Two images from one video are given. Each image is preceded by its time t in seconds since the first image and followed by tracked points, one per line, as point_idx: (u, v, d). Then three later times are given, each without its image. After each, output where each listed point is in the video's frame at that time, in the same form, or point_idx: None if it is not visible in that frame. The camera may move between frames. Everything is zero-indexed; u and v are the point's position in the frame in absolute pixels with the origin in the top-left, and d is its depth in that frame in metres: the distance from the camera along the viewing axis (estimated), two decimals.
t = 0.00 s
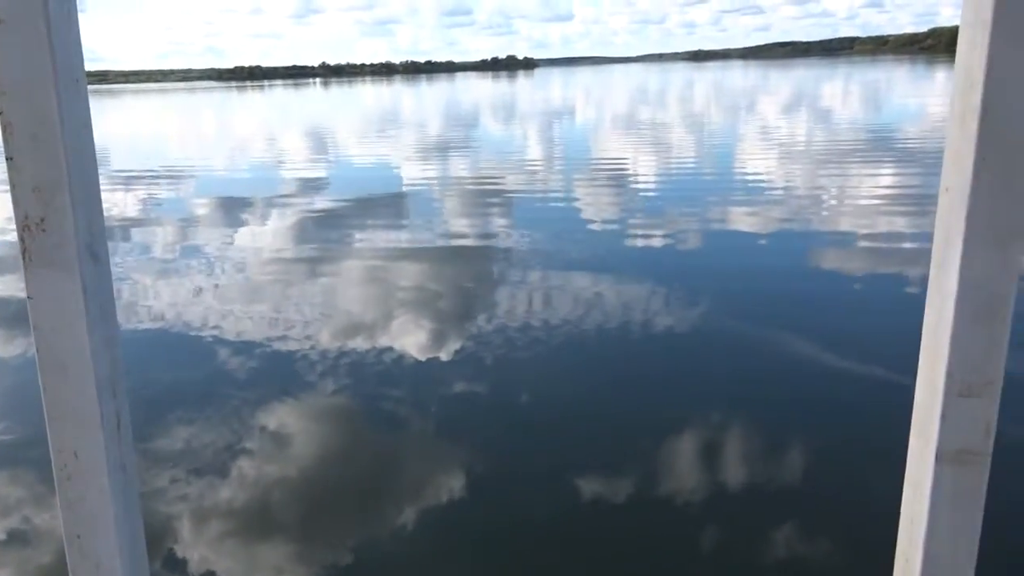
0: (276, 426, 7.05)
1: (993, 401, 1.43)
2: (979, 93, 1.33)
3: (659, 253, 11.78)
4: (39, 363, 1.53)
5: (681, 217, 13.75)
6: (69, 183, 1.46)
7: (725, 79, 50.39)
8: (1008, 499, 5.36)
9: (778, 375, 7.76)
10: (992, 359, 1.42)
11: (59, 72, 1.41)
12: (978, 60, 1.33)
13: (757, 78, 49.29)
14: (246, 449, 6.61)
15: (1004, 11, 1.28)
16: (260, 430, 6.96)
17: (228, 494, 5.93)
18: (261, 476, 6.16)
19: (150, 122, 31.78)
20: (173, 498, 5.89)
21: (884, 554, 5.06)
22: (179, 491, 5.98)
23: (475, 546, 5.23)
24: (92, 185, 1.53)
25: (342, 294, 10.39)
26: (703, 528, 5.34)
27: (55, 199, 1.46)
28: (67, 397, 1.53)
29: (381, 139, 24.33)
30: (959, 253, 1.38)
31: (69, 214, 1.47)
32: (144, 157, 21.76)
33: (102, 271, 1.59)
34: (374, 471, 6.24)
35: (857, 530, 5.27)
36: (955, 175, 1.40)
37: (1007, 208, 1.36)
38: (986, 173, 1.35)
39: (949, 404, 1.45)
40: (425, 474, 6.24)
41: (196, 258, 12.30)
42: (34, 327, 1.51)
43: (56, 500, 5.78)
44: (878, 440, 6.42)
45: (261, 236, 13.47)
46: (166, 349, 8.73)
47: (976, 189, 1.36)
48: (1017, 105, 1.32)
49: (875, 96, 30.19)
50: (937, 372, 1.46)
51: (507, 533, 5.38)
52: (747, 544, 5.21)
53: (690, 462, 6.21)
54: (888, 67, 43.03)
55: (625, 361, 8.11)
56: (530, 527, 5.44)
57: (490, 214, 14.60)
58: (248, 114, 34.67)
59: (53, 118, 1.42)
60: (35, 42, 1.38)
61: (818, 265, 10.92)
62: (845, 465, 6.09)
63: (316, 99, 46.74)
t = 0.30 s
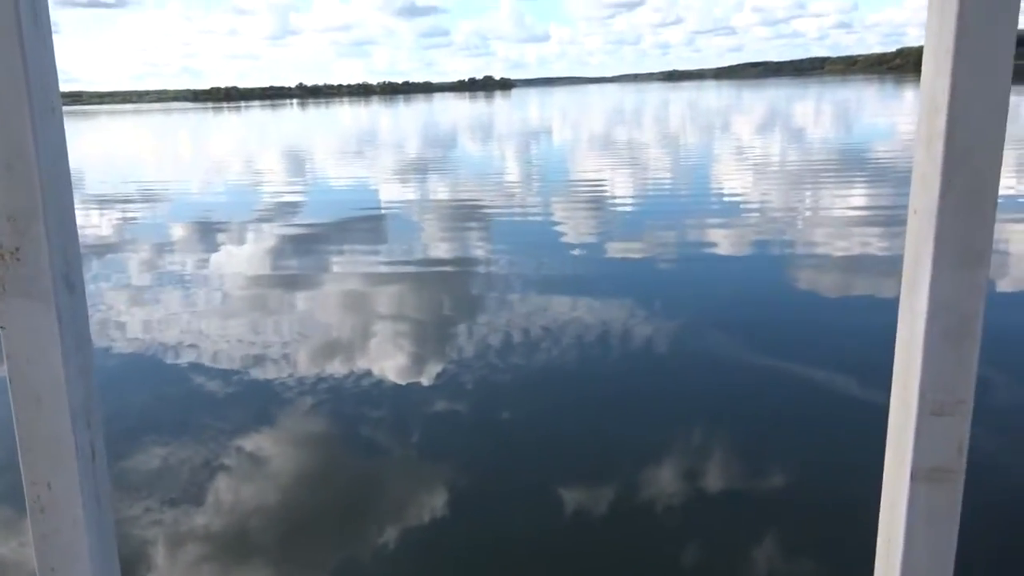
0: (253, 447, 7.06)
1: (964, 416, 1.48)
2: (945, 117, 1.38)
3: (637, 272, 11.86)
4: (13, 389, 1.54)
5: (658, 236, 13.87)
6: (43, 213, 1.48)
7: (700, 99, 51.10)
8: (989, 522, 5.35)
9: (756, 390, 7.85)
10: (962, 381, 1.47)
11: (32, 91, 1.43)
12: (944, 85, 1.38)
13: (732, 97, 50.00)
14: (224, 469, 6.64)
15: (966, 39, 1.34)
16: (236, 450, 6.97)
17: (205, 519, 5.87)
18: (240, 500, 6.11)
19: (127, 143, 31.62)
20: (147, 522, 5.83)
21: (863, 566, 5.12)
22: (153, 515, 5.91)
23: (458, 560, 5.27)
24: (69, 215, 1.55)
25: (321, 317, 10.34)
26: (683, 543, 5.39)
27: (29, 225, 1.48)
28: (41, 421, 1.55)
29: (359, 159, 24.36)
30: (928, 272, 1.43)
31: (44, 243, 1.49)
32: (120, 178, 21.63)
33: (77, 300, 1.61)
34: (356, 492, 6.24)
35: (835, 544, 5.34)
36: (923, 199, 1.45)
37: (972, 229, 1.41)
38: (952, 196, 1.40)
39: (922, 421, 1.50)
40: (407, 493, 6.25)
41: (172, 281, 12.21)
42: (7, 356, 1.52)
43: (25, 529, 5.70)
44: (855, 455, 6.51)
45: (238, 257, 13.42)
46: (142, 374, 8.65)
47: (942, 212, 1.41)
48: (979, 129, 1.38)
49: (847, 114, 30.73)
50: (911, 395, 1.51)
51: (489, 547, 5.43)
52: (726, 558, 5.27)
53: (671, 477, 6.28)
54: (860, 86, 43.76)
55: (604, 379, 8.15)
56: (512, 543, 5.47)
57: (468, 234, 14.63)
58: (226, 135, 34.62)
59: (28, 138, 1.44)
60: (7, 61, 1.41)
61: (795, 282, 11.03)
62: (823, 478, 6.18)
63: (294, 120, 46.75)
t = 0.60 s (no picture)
0: (245, 494, 6.87)
1: (957, 462, 1.66)
2: (933, 166, 1.58)
3: (632, 314, 11.90)
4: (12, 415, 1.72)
5: (653, 278, 13.93)
6: (43, 268, 1.68)
7: (693, 143, 51.69)
8: (989, 565, 5.30)
9: (752, 431, 7.83)
10: (961, 424, 1.64)
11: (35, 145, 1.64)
12: (933, 137, 1.57)
13: (725, 142, 50.56)
14: (215, 513, 6.52)
15: (951, 94, 1.54)
16: (227, 498, 6.79)
17: (197, 561, 5.79)
18: (232, 542, 6.04)
19: (123, 185, 31.74)
20: (139, 566, 5.75)
21: None
22: (144, 557, 5.82)
23: None
24: (67, 270, 1.76)
25: (316, 358, 10.30)
26: None
27: (29, 267, 1.67)
28: (37, 443, 1.73)
29: (356, 202, 24.53)
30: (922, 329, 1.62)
31: (43, 294, 1.69)
32: (117, 219, 21.72)
33: (73, 346, 1.80)
34: (350, 535, 6.17)
35: None
36: (918, 245, 1.64)
37: (963, 273, 1.60)
38: (942, 241, 1.59)
39: (920, 467, 1.67)
40: (401, 537, 6.19)
41: (167, 323, 12.17)
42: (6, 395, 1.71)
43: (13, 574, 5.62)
44: (853, 501, 6.46)
45: (234, 298, 13.43)
46: (135, 417, 8.59)
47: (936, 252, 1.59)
48: (965, 180, 1.57)
49: (839, 158, 31.10)
50: (907, 448, 1.69)
51: None
52: None
53: (669, 519, 6.24)
54: (851, 130, 44.25)
55: (600, 420, 8.13)
56: None
57: (464, 276, 14.65)
58: (223, 177, 34.85)
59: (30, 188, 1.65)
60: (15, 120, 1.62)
61: (790, 324, 11.03)
62: (822, 524, 6.12)
63: (291, 163, 47.03)
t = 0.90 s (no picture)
0: (251, 534, 6.89)
1: (961, 500, 2.01)
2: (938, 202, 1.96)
3: (640, 350, 11.91)
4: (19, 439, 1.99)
5: (661, 315, 13.95)
6: (56, 323, 1.98)
7: (701, 182, 51.83)
8: None
9: (758, 470, 7.82)
10: (968, 451, 1.99)
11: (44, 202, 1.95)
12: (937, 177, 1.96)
13: (732, 180, 50.70)
14: (220, 555, 6.48)
15: (951, 141, 1.93)
16: (233, 538, 6.79)
17: None
18: None
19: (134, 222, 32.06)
20: None
21: None
22: None
23: None
24: (77, 326, 2.05)
25: (324, 394, 10.36)
26: None
27: (40, 311, 1.97)
28: (36, 462, 1.99)
29: (364, 239, 24.67)
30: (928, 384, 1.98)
31: (55, 345, 1.98)
32: (127, 256, 21.89)
33: (81, 393, 2.08)
34: None
35: None
36: (923, 275, 2.01)
37: (967, 301, 1.97)
38: (946, 269, 1.96)
39: (930, 507, 2.02)
40: None
41: (175, 358, 12.26)
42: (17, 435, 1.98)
43: None
44: (861, 543, 6.40)
45: (243, 335, 13.51)
46: (145, 451, 8.64)
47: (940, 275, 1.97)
48: (963, 216, 1.95)
49: (846, 197, 31.16)
50: (918, 485, 2.03)
51: None
52: None
53: (678, 561, 6.25)
54: (858, 170, 44.34)
55: (606, 458, 8.13)
56: None
57: (471, 313, 14.72)
58: (232, 215, 35.12)
59: (42, 239, 1.95)
60: (29, 179, 1.94)
61: (797, 361, 11.03)
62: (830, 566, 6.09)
63: (299, 200, 47.45)
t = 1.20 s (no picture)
0: (258, 564, 6.80)
1: (973, 538, 2.05)
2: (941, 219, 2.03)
3: (646, 381, 11.84)
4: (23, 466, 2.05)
5: (668, 345, 13.88)
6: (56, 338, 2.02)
7: (708, 212, 51.92)
8: None
9: (767, 501, 7.75)
10: (978, 454, 2.03)
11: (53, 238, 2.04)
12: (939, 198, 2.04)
13: (739, 211, 50.75)
14: None
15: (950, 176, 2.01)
16: (241, 568, 6.74)
17: None
18: None
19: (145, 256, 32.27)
20: None
21: None
22: None
23: None
24: (82, 346, 2.10)
25: (330, 425, 10.31)
26: None
27: (46, 344, 2.03)
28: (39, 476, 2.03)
29: (372, 271, 24.72)
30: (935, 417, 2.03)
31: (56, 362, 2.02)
32: (134, 289, 21.96)
33: (86, 413, 2.12)
34: None
35: None
36: (928, 289, 2.07)
37: (971, 312, 2.02)
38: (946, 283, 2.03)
39: (939, 544, 2.06)
40: None
41: (181, 390, 12.23)
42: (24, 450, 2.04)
43: None
44: None
45: (249, 366, 13.50)
46: (149, 481, 8.58)
47: (943, 290, 2.03)
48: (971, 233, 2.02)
49: (854, 227, 31.13)
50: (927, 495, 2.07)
51: None
52: None
53: None
54: (866, 199, 44.35)
55: (615, 486, 8.07)
56: None
57: (478, 344, 14.69)
58: (240, 248, 35.25)
59: (49, 273, 2.03)
60: (36, 217, 2.02)
61: (806, 391, 10.94)
62: None
63: (310, 233, 47.73)
